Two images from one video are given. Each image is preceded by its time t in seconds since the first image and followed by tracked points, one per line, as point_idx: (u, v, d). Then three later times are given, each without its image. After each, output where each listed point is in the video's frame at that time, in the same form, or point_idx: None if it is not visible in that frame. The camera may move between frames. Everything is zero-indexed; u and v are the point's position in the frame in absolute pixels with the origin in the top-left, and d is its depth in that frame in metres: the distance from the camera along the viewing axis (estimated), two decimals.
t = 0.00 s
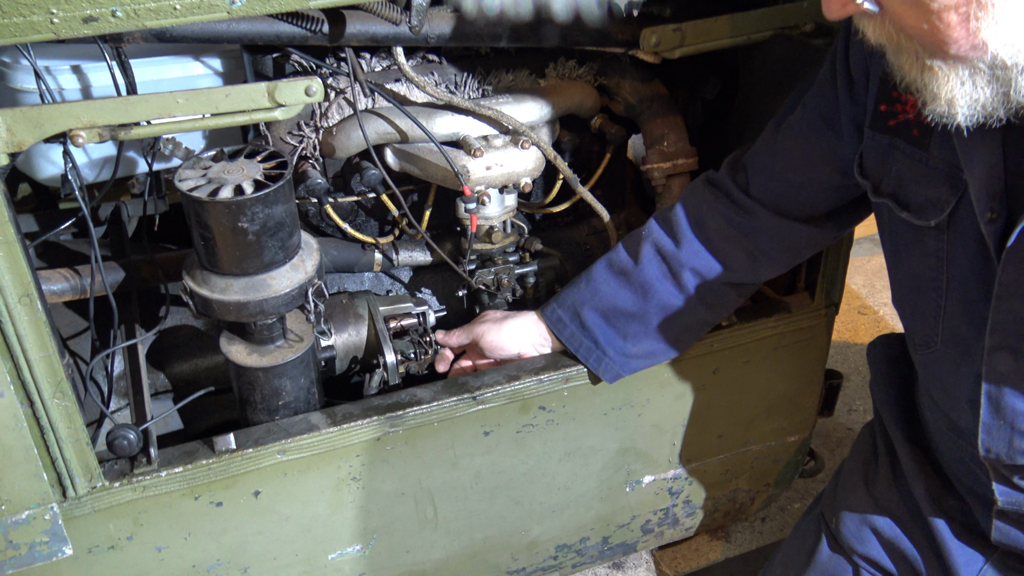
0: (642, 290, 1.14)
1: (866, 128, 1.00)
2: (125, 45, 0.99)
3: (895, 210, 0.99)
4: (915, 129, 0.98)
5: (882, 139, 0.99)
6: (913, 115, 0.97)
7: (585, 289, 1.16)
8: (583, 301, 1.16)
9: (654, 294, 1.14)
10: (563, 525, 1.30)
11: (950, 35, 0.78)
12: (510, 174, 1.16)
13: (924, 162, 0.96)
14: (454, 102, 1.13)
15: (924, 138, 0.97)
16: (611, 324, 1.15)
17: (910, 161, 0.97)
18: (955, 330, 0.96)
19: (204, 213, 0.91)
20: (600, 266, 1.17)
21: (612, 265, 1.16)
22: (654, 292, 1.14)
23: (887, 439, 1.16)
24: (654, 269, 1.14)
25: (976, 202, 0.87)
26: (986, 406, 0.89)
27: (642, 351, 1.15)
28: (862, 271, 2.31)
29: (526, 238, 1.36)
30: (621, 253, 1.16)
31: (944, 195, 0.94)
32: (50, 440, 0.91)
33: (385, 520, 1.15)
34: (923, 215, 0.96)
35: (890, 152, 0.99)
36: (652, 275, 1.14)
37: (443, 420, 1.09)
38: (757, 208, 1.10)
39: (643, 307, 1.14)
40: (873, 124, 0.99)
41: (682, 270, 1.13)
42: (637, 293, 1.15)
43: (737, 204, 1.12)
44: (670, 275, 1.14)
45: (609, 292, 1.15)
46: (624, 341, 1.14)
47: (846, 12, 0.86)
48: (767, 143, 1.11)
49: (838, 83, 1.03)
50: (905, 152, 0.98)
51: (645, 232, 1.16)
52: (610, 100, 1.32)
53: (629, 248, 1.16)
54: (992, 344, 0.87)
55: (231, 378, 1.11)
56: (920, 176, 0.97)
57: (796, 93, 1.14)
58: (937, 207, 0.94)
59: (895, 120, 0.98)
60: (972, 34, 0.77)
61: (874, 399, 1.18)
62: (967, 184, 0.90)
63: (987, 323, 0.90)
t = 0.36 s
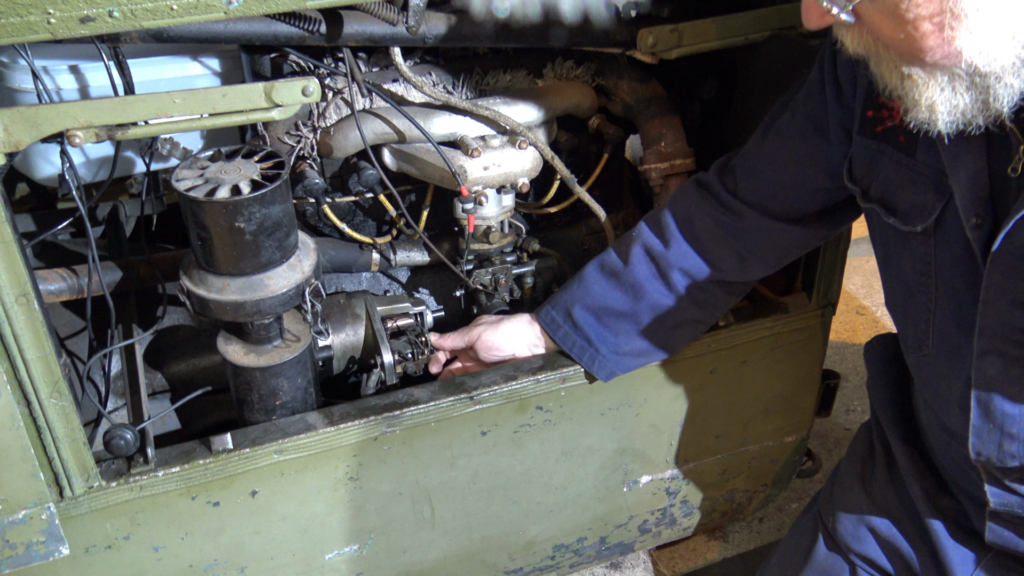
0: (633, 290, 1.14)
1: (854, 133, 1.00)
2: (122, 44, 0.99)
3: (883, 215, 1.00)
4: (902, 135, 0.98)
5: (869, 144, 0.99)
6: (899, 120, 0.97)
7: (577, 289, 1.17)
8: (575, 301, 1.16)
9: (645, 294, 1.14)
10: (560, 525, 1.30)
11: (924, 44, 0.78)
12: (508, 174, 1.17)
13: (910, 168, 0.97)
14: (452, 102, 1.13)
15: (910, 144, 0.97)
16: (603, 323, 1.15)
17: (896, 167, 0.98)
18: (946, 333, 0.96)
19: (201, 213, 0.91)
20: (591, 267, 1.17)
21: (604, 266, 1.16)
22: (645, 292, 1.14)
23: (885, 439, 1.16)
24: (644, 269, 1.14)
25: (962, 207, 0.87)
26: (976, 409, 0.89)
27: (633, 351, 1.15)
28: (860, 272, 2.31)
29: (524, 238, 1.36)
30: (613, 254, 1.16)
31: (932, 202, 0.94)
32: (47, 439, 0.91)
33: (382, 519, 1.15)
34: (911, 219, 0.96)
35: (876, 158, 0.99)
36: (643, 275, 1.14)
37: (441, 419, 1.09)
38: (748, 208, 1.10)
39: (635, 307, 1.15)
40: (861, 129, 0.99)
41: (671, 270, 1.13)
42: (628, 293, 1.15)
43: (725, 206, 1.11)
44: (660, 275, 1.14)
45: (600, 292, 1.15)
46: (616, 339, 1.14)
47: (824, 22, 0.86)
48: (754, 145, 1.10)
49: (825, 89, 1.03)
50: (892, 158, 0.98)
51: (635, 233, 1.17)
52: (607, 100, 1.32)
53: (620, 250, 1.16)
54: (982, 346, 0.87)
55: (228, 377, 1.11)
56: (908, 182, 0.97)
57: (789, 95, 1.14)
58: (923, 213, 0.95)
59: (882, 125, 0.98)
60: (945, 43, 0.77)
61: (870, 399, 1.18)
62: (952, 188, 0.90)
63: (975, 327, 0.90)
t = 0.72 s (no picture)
0: (630, 289, 1.15)
1: (852, 132, 1.00)
2: (119, 45, 0.99)
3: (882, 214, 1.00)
4: (900, 133, 0.98)
5: (869, 143, 0.99)
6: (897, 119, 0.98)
7: (574, 289, 1.16)
8: (571, 301, 1.16)
9: (641, 293, 1.14)
10: (559, 525, 1.30)
11: (924, 39, 0.77)
12: (506, 174, 1.17)
13: (909, 167, 0.97)
14: (449, 102, 1.13)
15: (909, 141, 0.97)
16: (600, 322, 1.15)
17: (897, 165, 0.98)
18: (945, 332, 0.96)
19: (199, 214, 0.91)
20: (589, 267, 1.17)
21: (601, 266, 1.16)
22: (642, 291, 1.14)
23: (883, 438, 1.16)
24: (641, 268, 1.14)
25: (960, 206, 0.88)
26: (974, 408, 0.89)
27: (631, 350, 1.15)
28: (858, 272, 2.31)
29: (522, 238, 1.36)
30: (610, 254, 1.17)
31: (932, 199, 0.94)
32: (45, 440, 0.91)
33: (381, 520, 1.15)
34: (910, 219, 0.96)
35: (876, 156, 1.00)
36: (639, 274, 1.14)
37: (439, 419, 1.09)
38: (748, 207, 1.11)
39: (631, 306, 1.15)
40: (859, 128, 0.99)
41: (668, 268, 1.13)
42: (624, 292, 1.15)
43: (721, 203, 1.12)
44: (656, 274, 1.14)
45: (597, 291, 1.15)
46: (613, 338, 1.14)
47: (824, 17, 0.86)
48: (749, 146, 1.10)
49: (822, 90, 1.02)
50: (892, 157, 0.98)
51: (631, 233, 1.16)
52: (605, 100, 1.33)
53: (617, 250, 1.16)
54: (980, 345, 0.88)
55: (227, 378, 1.11)
56: (905, 180, 0.97)
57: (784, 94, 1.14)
58: (921, 211, 0.95)
59: (880, 125, 0.98)
60: (944, 39, 0.77)
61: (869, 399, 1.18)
62: (951, 188, 0.90)
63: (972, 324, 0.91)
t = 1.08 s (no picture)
0: (634, 291, 1.15)
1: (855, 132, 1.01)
2: (120, 46, 1.00)
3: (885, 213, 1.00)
4: (903, 133, 0.99)
5: (871, 143, 1.00)
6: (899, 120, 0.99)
7: (578, 289, 1.17)
8: (576, 300, 1.16)
9: (645, 295, 1.14)
10: (559, 525, 1.31)
11: (925, 37, 0.78)
12: (506, 175, 1.17)
13: (913, 167, 0.97)
14: (450, 103, 1.13)
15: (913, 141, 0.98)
16: (604, 324, 1.15)
17: (899, 166, 0.98)
18: (945, 331, 0.97)
19: (200, 215, 0.91)
20: (594, 267, 1.17)
21: (605, 266, 1.16)
22: (646, 293, 1.14)
23: (882, 439, 1.17)
24: (645, 270, 1.15)
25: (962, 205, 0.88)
26: (978, 408, 0.89)
27: (633, 353, 1.15)
28: (856, 272, 2.32)
29: (522, 239, 1.36)
30: (615, 255, 1.17)
31: (934, 199, 0.95)
32: (46, 440, 0.91)
33: (381, 520, 1.15)
34: (912, 219, 0.97)
35: (879, 156, 0.99)
36: (644, 276, 1.15)
37: (439, 420, 1.09)
38: (748, 209, 1.11)
39: (635, 308, 1.15)
40: (862, 129, 1.00)
41: (673, 271, 1.13)
42: (629, 293, 1.15)
43: (725, 206, 1.12)
44: (661, 277, 1.15)
45: (601, 292, 1.15)
46: (616, 340, 1.15)
47: (826, 16, 0.85)
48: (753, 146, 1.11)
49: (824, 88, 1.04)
50: (892, 159, 0.99)
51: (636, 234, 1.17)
52: (604, 101, 1.33)
53: (622, 251, 1.16)
54: (983, 346, 0.88)
55: (228, 378, 1.11)
56: (909, 180, 0.98)
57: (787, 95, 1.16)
58: (925, 211, 0.95)
59: (882, 125, 0.99)
60: (946, 36, 0.78)
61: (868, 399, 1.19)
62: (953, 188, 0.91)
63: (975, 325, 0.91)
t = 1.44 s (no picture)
0: (656, 294, 1.16)
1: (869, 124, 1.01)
2: (116, 46, 0.99)
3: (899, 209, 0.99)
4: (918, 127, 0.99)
5: (884, 135, 1.00)
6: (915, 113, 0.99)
7: (598, 288, 1.17)
8: (595, 300, 1.17)
9: (667, 300, 1.15)
10: (556, 526, 1.30)
11: (953, 41, 0.78)
12: (503, 175, 1.17)
13: (927, 164, 0.97)
14: (447, 103, 1.13)
15: (927, 138, 0.98)
16: (621, 326, 1.16)
17: (914, 160, 0.98)
18: (948, 332, 0.97)
19: (197, 215, 0.91)
20: (616, 266, 1.18)
21: (628, 267, 1.18)
22: (667, 297, 1.15)
23: (880, 440, 1.17)
24: (669, 274, 1.16)
25: (979, 205, 0.88)
26: (984, 410, 0.90)
27: (647, 357, 1.15)
28: (853, 272, 2.32)
29: (519, 239, 1.36)
30: (638, 257, 1.18)
31: (951, 196, 0.94)
32: (42, 441, 0.90)
33: (378, 520, 1.15)
34: (929, 215, 0.96)
35: (891, 151, 1.00)
36: (666, 281, 1.16)
37: (437, 420, 1.09)
38: (762, 209, 1.12)
39: (655, 312, 1.15)
40: (877, 121, 1.00)
41: (698, 277, 1.14)
42: (650, 296, 1.16)
43: (753, 210, 1.13)
44: (684, 283, 1.16)
45: (622, 293, 1.16)
46: (632, 344, 1.15)
47: (849, 17, 0.85)
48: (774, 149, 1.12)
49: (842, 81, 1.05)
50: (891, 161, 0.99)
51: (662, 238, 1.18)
52: (603, 101, 1.32)
53: (646, 252, 1.18)
54: (990, 347, 0.88)
55: (224, 379, 1.11)
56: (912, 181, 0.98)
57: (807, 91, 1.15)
58: (941, 208, 0.95)
59: (897, 117, 1.00)
60: (974, 41, 0.77)
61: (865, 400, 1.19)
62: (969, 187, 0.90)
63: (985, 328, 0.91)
